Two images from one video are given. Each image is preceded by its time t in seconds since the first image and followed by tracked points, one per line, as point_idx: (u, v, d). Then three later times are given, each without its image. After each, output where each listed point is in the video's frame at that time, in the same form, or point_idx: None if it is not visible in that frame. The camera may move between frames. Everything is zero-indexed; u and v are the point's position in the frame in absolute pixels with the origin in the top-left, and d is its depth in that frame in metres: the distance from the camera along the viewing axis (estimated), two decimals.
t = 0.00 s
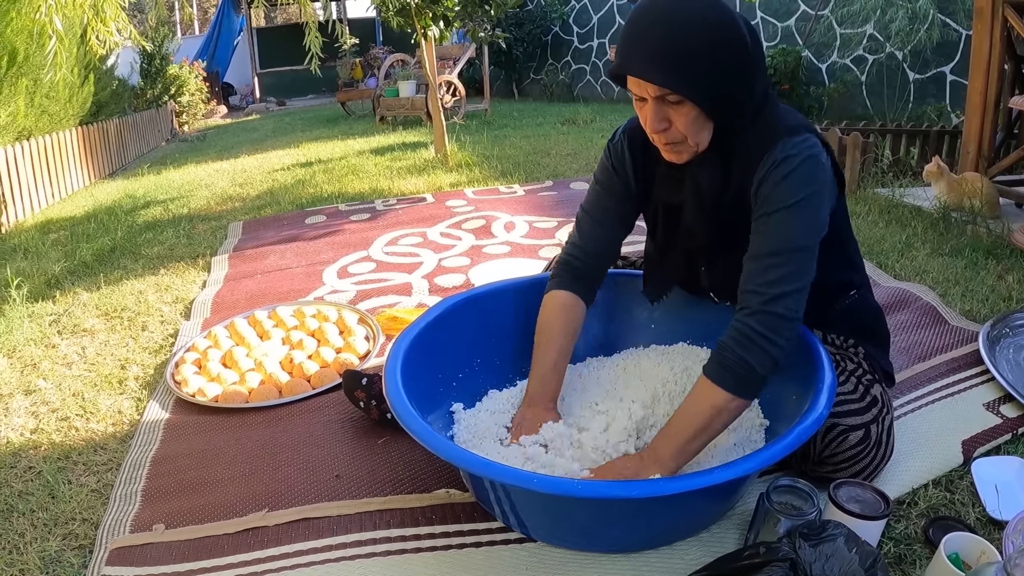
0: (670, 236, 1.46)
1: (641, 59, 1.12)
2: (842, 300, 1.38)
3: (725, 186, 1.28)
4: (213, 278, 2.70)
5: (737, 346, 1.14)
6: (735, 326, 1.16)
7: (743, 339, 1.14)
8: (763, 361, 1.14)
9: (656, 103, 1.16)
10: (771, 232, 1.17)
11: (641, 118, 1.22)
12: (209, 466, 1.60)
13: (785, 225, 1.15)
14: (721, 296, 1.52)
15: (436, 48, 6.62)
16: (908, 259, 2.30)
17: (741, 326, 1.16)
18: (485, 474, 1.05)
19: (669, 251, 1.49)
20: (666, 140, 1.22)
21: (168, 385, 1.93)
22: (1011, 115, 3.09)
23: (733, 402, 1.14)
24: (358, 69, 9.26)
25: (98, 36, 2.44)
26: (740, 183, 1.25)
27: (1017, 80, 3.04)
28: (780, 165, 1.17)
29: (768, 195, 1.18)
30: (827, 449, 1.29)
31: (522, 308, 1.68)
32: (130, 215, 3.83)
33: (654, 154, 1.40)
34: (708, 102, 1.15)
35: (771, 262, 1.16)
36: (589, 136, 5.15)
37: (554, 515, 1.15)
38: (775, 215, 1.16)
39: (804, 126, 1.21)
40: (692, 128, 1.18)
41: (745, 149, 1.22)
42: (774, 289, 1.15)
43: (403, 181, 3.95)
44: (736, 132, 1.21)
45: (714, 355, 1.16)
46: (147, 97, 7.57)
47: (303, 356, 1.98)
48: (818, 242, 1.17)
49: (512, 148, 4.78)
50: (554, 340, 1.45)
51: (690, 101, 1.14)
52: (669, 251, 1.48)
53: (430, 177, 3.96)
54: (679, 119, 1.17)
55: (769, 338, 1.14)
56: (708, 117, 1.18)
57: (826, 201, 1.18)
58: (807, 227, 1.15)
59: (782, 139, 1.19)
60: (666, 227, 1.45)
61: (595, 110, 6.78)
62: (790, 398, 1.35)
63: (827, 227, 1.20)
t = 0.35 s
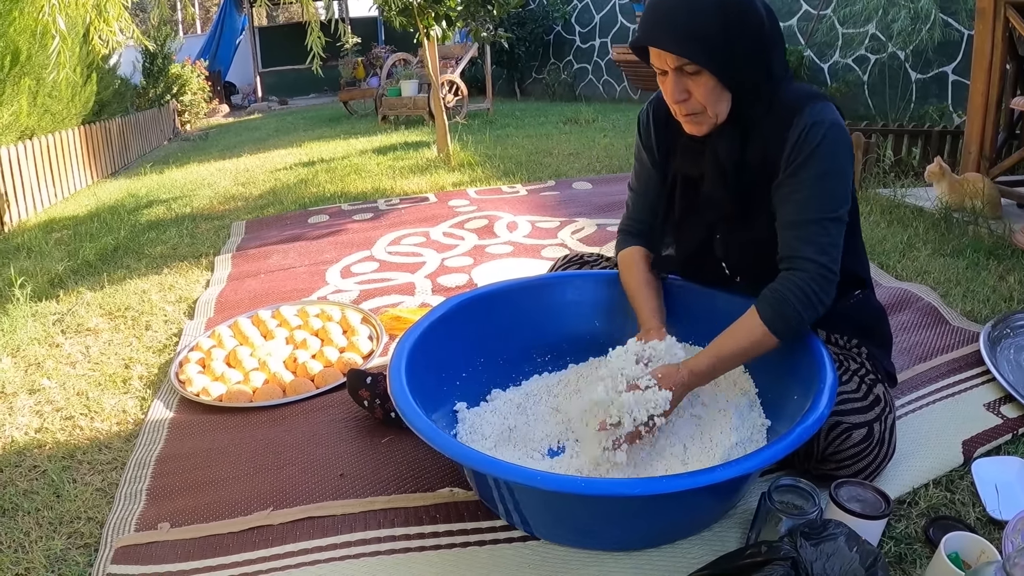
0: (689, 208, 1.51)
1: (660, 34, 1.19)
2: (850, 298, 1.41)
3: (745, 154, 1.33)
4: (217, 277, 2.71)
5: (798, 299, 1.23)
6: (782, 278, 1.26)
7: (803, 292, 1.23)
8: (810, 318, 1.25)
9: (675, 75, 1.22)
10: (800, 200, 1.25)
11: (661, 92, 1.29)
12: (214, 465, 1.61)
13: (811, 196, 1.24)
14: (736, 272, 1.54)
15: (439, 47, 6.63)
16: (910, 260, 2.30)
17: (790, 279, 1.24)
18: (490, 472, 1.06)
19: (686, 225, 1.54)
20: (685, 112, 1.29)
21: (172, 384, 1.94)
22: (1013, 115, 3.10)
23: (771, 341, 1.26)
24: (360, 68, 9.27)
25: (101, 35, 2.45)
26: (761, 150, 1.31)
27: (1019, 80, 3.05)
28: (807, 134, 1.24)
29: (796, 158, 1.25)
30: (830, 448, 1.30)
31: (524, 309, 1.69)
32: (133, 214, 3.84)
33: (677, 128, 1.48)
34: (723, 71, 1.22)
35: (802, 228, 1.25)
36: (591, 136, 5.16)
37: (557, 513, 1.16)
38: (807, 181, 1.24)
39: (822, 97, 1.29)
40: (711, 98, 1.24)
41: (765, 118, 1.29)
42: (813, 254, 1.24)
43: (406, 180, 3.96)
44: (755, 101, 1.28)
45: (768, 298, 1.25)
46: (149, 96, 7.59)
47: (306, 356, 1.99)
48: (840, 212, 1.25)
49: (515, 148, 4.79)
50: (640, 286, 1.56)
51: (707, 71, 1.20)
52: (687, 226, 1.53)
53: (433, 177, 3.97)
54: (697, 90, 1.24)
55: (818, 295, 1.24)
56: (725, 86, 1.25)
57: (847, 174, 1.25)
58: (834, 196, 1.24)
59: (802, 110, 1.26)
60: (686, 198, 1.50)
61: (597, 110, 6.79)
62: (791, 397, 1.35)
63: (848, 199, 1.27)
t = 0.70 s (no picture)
0: (690, 205, 1.50)
1: (641, 26, 1.23)
2: (850, 296, 1.40)
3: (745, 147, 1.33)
4: (217, 276, 2.71)
5: (796, 297, 1.22)
6: (777, 274, 1.24)
7: (801, 292, 1.23)
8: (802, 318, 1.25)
9: (658, 66, 1.26)
10: (796, 199, 1.24)
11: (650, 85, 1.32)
12: (214, 463, 1.61)
13: (809, 196, 1.23)
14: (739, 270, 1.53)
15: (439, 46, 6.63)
16: (911, 258, 2.30)
17: (786, 277, 1.23)
18: (490, 470, 1.06)
19: (687, 222, 1.53)
20: (674, 103, 1.31)
21: (172, 383, 1.94)
22: (1014, 114, 3.10)
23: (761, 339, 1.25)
24: (361, 67, 9.27)
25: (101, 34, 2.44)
26: (761, 144, 1.31)
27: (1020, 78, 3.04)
28: (810, 133, 1.24)
29: (793, 161, 1.25)
30: (831, 446, 1.29)
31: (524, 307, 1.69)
32: (133, 213, 3.84)
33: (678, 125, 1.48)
34: (705, 58, 1.24)
35: (799, 226, 1.24)
36: (592, 135, 5.16)
37: (557, 511, 1.16)
38: (807, 181, 1.23)
39: (826, 96, 1.28)
40: (696, 84, 1.26)
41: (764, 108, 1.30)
42: (808, 255, 1.23)
43: (407, 179, 3.96)
44: (752, 89, 1.29)
45: (766, 295, 1.24)
46: (150, 95, 7.59)
47: (306, 354, 1.99)
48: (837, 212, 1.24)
49: (515, 147, 4.78)
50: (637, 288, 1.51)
51: (687, 57, 1.23)
52: (688, 223, 1.53)
53: (434, 175, 3.96)
54: (681, 78, 1.26)
55: (813, 294, 1.23)
56: (710, 73, 1.26)
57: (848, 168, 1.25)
58: (830, 198, 1.23)
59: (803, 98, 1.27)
60: (686, 195, 1.49)
61: (598, 108, 6.78)
62: (791, 396, 1.35)
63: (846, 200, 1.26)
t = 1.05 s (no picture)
0: (692, 205, 1.50)
1: (635, 29, 1.24)
2: (854, 294, 1.40)
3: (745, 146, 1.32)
4: (221, 274, 2.71)
5: (796, 293, 1.21)
6: (778, 270, 1.23)
7: (802, 287, 1.21)
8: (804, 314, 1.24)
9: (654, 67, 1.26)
10: (796, 196, 1.24)
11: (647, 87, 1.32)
12: (217, 461, 1.61)
13: (809, 190, 1.22)
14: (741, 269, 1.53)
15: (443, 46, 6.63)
16: (915, 258, 2.29)
17: (788, 272, 1.22)
18: (494, 468, 1.05)
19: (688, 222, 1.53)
20: (673, 103, 1.31)
21: (175, 380, 1.94)
22: (1019, 114, 3.09)
23: (760, 334, 1.24)
24: (365, 66, 9.28)
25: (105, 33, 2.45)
26: (761, 142, 1.31)
27: None
28: (809, 130, 1.24)
29: (795, 152, 1.25)
30: (835, 445, 1.29)
31: (527, 306, 1.68)
32: (137, 211, 3.85)
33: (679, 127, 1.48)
34: (698, 57, 1.24)
35: (800, 221, 1.23)
36: (595, 134, 5.16)
37: (560, 509, 1.16)
38: (806, 178, 1.23)
39: (825, 92, 1.28)
40: (692, 83, 1.26)
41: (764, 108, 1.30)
42: (808, 250, 1.22)
43: (410, 178, 3.96)
44: (749, 87, 1.30)
45: (766, 290, 1.22)
46: (154, 94, 7.60)
47: (310, 352, 1.99)
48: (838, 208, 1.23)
49: (519, 146, 4.78)
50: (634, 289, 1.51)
51: (682, 57, 1.23)
52: (689, 222, 1.52)
53: (437, 174, 3.97)
54: (678, 79, 1.26)
55: (814, 290, 1.22)
56: (706, 71, 1.26)
57: (849, 165, 1.24)
58: (830, 193, 1.22)
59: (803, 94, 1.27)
60: (688, 195, 1.49)
61: (601, 107, 6.78)
62: (796, 396, 1.35)
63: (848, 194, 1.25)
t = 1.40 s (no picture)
0: (703, 200, 1.50)
1: (645, 24, 1.24)
2: (862, 295, 1.40)
3: (755, 143, 1.32)
4: (225, 271, 2.71)
5: (801, 287, 1.21)
6: (783, 264, 1.23)
7: (806, 282, 1.21)
8: (808, 309, 1.23)
9: (666, 63, 1.26)
10: (803, 192, 1.24)
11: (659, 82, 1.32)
12: (221, 457, 1.61)
13: (816, 186, 1.22)
14: (749, 267, 1.53)
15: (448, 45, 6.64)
16: (921, 258, 2.29)
17: (793, 267, 1.22)
18: (500, 465, 1.06)
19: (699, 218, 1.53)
20: (684, 99, 1.32)
21: (179, 377, 1.95)
22: None
23: (762, 328, 1.23)
24: (369, 65, 9.30)
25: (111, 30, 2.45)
26: (771, 139, 1.31)
27: None
28: (819, 126, 1.23)
29: (806, 148, 1.25)
30: (841, 445, 1.29)
31: (533, 303, 1.69)
32: (141, 208, 3.86)
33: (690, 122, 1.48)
34: (709, 53, 1.24)
35: (806, 217, 1.23)
36: (600, 133, 5.16)
37: (565, 506, 1.16)
38: (813, 175, 1.23)
39: (836, 91, 1.28)
40: (704, 79, 1.26)
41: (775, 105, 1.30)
42: (814, 248, 1.22)
43: (415, 176, 3.96)
44: (761, 83, 1.29)
45: (770, 283, 1.22)
46: (158, 92, 7.62)
47: (314, 349, 1.99)
48: (845, 205, 1.23)
49: (524, 145, 4.79)
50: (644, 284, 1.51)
51: (693, 53, 1.23)
52: (700, 217, 1.53)
53: (442, 173, 3.97)
54: (689, 74, 1.26)
55: (818, 285, 1.22)
56: (717, 67, 1.26)
57: (859, 163, 1.24)
58: (836, 189, 1.22)
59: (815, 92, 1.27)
60: (698, 190, 1.49)
61: (606, 107, 6.78)
62: (803, 394, 1.35)
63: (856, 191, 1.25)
